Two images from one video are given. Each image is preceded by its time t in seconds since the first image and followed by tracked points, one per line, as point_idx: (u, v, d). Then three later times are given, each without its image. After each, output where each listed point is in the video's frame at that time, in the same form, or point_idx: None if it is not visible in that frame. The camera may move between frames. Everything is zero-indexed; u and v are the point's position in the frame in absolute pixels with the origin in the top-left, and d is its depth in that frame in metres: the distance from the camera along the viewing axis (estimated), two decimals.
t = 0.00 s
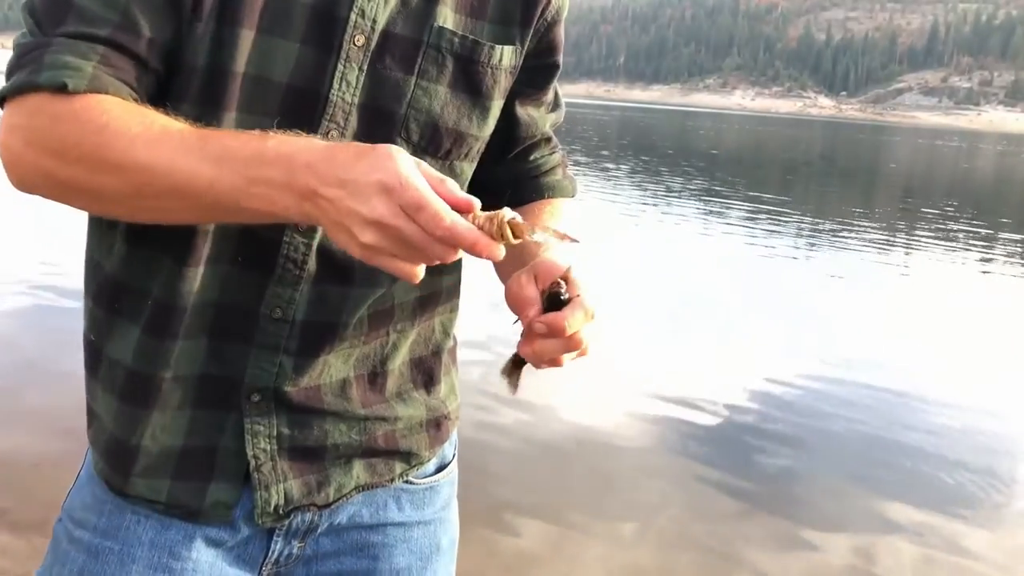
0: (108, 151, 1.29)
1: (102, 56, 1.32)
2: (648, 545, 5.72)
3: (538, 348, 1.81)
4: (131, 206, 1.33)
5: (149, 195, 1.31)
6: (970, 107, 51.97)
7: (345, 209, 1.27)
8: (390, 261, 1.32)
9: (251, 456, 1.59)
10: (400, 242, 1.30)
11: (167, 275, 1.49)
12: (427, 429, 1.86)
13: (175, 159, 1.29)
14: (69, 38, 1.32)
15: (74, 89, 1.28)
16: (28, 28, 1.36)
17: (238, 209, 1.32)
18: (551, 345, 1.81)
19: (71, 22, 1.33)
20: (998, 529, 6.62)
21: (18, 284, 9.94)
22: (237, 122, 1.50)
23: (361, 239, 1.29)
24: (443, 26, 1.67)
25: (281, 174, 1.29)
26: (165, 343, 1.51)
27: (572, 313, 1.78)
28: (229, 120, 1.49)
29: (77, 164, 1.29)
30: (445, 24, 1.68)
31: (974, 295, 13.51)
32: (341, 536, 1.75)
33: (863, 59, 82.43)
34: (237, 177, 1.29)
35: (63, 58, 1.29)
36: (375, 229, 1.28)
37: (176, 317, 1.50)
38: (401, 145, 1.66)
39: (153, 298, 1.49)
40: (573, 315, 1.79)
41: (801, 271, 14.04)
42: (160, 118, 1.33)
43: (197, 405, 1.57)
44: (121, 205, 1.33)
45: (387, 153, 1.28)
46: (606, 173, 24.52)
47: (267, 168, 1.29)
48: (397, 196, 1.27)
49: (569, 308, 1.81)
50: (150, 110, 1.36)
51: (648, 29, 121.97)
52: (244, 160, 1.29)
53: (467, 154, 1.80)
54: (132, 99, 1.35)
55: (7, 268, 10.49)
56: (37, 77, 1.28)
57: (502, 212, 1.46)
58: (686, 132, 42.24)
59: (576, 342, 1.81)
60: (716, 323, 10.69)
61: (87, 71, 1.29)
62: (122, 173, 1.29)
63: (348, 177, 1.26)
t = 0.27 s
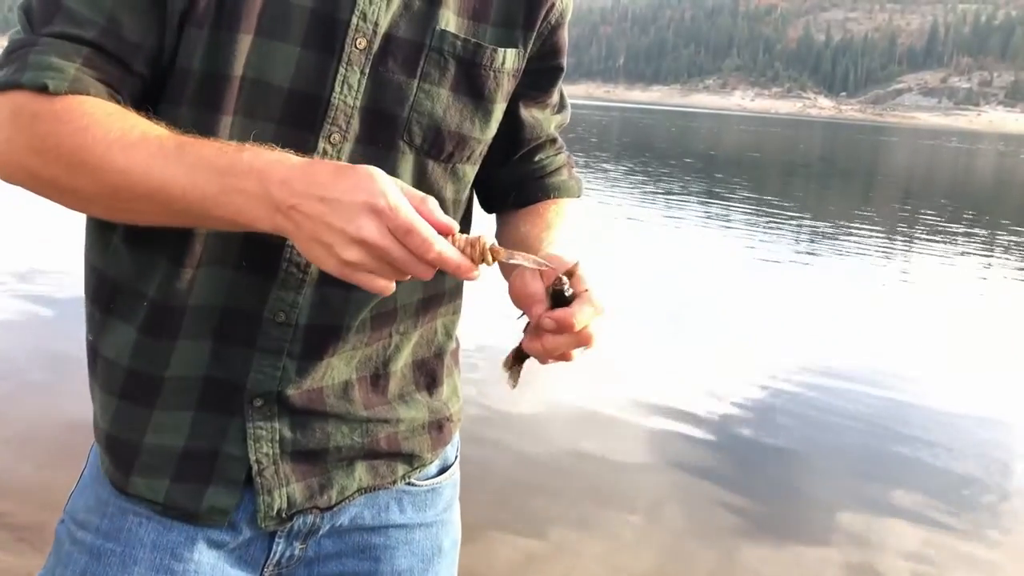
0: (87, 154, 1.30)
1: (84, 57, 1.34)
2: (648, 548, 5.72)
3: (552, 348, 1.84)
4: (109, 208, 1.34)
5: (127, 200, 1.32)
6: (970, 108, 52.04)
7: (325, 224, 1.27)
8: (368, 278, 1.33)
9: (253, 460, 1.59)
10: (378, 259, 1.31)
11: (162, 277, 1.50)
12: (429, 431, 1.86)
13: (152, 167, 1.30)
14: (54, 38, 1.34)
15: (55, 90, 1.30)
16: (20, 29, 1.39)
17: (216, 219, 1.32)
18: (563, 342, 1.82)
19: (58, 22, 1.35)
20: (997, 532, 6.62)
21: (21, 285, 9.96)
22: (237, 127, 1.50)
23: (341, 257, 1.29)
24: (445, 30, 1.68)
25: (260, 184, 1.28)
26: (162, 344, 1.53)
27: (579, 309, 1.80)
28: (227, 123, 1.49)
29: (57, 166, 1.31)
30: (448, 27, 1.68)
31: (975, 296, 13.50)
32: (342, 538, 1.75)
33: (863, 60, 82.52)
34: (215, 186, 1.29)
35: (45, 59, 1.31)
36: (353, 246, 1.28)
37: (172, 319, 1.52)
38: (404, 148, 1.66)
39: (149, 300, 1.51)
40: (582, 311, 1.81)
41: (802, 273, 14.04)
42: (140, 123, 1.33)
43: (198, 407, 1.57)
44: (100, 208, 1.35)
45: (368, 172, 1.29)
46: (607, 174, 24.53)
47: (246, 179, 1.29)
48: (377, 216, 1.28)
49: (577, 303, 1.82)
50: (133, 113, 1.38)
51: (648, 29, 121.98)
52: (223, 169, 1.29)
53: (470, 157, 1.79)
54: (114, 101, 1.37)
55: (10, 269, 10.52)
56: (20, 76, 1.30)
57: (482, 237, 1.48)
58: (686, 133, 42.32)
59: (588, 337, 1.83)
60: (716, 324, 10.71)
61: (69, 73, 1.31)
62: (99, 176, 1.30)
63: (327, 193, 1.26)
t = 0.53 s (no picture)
0: (82, 155, 1.30)
1: (83, 61, 1.35)
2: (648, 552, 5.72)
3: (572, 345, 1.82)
4: (105, 208, 1.34)
5: (123, 200, 1.32)
6: (971, 109, 52.05)
7: (319, 225, 1.28)
8: (360, 278, 1.33)
9: (255, 462, 1.59)
10: (371, 261, 1.31)
11: (162, 280, 1.51)
12: (430, 433, 1.86)
13: (146, 167, 1.30)
14: (53, 41, 1.35)
15: (54, 93, 1.31)
16: (23, 33, 1.41)
17: (209, 218, 1.32)
18: (579, 336, 1.81)
19: (58, 25, 1.36)
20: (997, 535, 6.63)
21: (22, 287, 9.97)
22: (238, 129, 1.50)
23: (333, 257, 1.29)
24: (444, 32, 1.68)
25: (254, 182, 1.28)
26: (163, 347, 1.53)
27: (587, 301, 1.80)
28: (226, 126, 1.49)
29: (53, 167, 1.32)
30: (447, 29, 1.68)
31: (976, 297, 13.50)
32: (344, 540, 1.75)
33: (864, 61, 82.54)
34: (209, 186, 1.29)
35: (44, 62, 1.32)
36: (345, 247, 1.29)
37: (173, 321, 1.53)
38: (403, 150, 1.66)
39: (149, 304, 1.52)
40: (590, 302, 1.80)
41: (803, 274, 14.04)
42: (135, 123, 1.33)
43: (199, 410, 1.57)
44: (96, 208, 1.35)
45: (363, 174, 1.28)
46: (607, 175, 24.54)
47: (240, 179, 1.28)
48: (371, 218, 1.28)
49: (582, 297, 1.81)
50: (130, 115, 1.38)
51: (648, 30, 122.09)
52: (216, 169, 1.29)
53: (470, 159, 1.79)
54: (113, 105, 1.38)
55: (11, 271, 10.53)
56: (20, 80, 1.31)
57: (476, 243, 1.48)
58: (687, 134, 42.33)
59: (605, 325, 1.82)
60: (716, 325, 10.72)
61: (68, 76, 1.32)
62: (94, 177, 1.31)
63: (321, 194, 1.26)
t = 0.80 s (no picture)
0: (71, 143, 1.29)
1: (73, 52, 1.35)
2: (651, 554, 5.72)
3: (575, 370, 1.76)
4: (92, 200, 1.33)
5: (110, 189, 1.31)
6: (973, 107, 51.98)
7: (311, 217, 1.28)
8: (350, 277, 1.33)
9: (257, 464, 1.59)
10: (362, 259, 1.32)
11: (159, 281, 1.51)
12: (431, 434, 1.86)
13: (137, 157, 1.30)
14: (46, 34, 1.36)
15: (42, 82, 1.31)
16: (17, 27, 1.41)
17: (199, 210, 1.32)
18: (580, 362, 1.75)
19: (51, 19, 1.37)
20: (1000, 535, 6.62)
21: (24, 290, 9.98)
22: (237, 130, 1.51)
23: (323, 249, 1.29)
24: (442, 33, 1.68)
25: (246, 174, 1.29)
26: (161, 347, 1.54)
27: (592, 329, 1.70)
28: (223, 126, 1.49)
29: (40, 158, 1.31)
30: (445, 30, 1.69)
31: (978, 295, 13.48)
32: (346, 541, 1.76)
33: (865, 60, 82.47)
34: (201, 178, 1.30)
35: (35, 53, 1.32)
36: (337, 242, 1.29)
37: (171, 322, 1.53)
38: (402, 150, 1.66)
39: (147, 305, 1.52)
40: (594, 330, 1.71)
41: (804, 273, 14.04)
42: (126, 116, 1.33)
43: (199, 411, 1.57)
44: (81, 201, 1.34)
45: (357, 170, 1.30)
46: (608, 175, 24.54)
47: (233, 170, 1.29)
48: (365, 214, 1.29)
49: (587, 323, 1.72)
50: (121, 108, 1.38)
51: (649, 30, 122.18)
52: (209, 160, 1.30)
53: (470, 160, 1.78)
54: (104, 98, 1.37)
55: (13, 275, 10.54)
56: (9, 71, 1.31)
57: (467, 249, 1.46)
58: (688, 133, 42.33)
59: (608, 350, 1.75)
60: (718, 325, 10.71)
61: (57, 66, 1.32)
62: (82, 166, 1.30)
63: (316, 186, 1.27)
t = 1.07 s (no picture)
0: (86, 155, 1.30)
1: (86, 62, 1.35)
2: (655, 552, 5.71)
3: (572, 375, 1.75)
4: (107, 211, 1.34)
5: (125, 201, 1.32)
6: (975, 102, 51.85)
7: (327, 235, 1.28)
8: (364, 293, 1.33)
9: (259, 466, 1.59)
10: (375, 276, 1.32)
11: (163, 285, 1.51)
12: (433, 435, 1.86)
13: (155, 169, 1.30)
14: (57, 44, 1.35)
15: (57, 94, 1.30)
16: (24, 35, 1.40)
17: (215, 222, 1.33)
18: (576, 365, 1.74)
19: (61, 28, 1.36)
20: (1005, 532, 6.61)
21: (27, 292, 10.01)
22: (238, 132, 1.51)
23: (340, 269, 1.30)
24: (441, 35, 1.68)
25: (265, 189, 1.30)
26: (165, 351, 1.54)
27: (587, 336, 1.69)
28: (225, 129, 1.49)
29: (54, 169, 1.31)
30: (444, 31, 1.69)
31: (981, 291, 13.45)
32: (348, 541, 1.76)
33: (866, 56, 82.32)
34: (219, 191, 1.30)
35: (48, 65, 1.32)
36: (351, 260, 1.29)
37: (175, 326, 1.53)
38: (402, 152, 1.66)
39: (149, 309, 1.52)
40: (588, 337, 1.70)
41: (807, 270, 14.02)
42: (145, 125, 1.34)
43: (204, 415, 1.57)
44: (95, 211, 1.35)
45: (376, 187, 1.30)
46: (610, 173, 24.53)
47: (252, 185, 1.30)
48: (381, 235, 1.29)
49: (581, 329, 1.70)
50: (134, 118, 1.38)
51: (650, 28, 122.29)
52: (227, 172, 1.30)
53: (469, 161, 1.78)
54: (117, 106, 1.37)
55: (16, 277, 10.56)
56: (23, 83, 1.30)
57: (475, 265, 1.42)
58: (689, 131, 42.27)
59: (604, 354, 1.73)
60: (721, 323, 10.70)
61: (71, 77, 1.32)
62: (98, 178, 1.31)
63: (335, 204, 1.28)
